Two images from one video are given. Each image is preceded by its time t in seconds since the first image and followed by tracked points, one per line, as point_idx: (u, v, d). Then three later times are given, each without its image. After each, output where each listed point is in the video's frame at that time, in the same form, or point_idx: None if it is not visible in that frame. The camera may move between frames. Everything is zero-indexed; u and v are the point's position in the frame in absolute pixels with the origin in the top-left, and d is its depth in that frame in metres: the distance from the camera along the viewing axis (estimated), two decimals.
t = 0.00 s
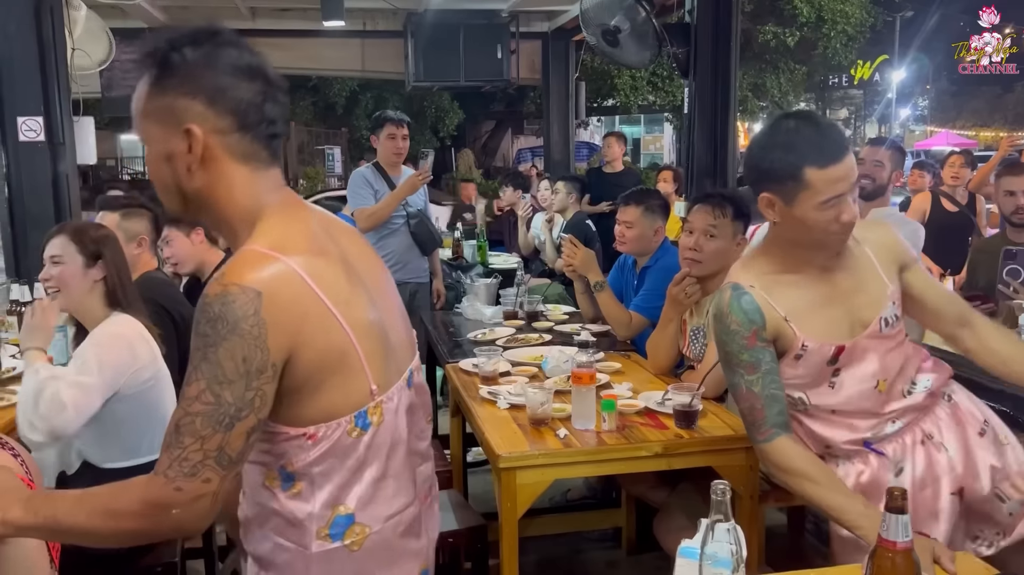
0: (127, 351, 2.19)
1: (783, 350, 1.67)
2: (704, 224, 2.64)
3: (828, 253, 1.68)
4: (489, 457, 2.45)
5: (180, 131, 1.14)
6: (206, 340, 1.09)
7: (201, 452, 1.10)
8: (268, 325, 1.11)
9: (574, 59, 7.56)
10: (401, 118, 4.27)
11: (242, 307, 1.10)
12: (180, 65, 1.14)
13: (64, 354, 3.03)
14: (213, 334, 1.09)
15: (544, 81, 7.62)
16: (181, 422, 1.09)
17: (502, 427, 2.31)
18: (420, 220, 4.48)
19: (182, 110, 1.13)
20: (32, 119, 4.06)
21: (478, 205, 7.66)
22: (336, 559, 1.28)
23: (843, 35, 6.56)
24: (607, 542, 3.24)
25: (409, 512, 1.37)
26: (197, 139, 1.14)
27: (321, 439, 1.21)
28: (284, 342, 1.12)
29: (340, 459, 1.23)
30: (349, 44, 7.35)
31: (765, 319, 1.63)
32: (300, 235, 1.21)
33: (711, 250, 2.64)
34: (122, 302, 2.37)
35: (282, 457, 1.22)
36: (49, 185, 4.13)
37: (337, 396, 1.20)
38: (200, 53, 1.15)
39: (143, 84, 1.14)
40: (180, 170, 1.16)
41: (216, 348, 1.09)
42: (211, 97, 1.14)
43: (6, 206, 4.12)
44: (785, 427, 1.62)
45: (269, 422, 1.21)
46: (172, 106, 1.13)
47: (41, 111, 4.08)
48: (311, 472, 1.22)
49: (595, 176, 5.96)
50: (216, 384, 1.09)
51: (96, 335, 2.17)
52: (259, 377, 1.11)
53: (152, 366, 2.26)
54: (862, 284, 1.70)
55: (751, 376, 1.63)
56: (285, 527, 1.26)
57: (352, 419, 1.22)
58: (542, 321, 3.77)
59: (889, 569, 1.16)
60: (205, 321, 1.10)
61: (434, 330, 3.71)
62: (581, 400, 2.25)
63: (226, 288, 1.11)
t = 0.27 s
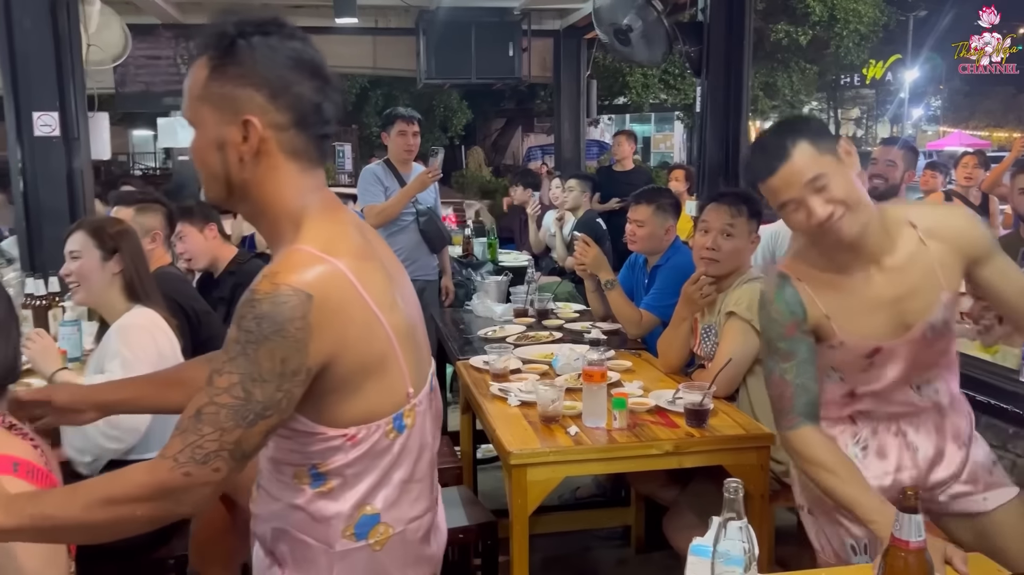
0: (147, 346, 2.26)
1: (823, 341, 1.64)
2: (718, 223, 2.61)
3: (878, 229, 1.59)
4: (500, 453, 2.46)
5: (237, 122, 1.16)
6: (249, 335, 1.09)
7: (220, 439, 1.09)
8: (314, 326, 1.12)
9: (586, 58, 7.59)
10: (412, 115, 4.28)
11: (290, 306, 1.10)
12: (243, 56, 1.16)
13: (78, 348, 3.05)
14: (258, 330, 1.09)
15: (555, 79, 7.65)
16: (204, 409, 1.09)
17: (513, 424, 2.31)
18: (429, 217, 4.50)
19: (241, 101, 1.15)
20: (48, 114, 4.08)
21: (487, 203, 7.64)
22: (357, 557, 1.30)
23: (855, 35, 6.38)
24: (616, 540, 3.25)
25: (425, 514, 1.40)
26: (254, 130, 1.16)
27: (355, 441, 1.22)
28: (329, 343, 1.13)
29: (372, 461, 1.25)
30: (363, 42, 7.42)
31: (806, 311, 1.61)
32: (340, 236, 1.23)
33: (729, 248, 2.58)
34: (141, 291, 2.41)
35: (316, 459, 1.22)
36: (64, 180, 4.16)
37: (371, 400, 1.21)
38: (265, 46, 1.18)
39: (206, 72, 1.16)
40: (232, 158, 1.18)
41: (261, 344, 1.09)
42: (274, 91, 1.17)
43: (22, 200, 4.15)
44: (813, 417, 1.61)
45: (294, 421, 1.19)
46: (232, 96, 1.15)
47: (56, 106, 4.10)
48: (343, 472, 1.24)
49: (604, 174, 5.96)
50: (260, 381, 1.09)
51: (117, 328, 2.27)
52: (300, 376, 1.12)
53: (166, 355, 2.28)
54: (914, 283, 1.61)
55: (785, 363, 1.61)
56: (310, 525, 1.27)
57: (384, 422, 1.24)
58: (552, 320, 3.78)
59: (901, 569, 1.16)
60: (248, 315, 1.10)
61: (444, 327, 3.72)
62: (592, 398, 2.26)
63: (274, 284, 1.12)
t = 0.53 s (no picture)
0: (199, 335, 2.32)
1: (870, 337, 1.54)
2: (755, 223, 2.57)
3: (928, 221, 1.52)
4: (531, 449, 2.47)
5: (282, 125, 1.18)
6: (303, 331, 1.11)
7: (274, 429, 1.11)
8: (365, 321, 1.15)
9: (619, 54, 7.63)
10: (444, 111, 4.29)
11: (344, 302, 1.13)
12: (284, 65, 1.19)
13: (116, 338, 3.10)
14: (313, 326, 1.11)
15: (586, 77, 7.65)
16: (257, 405, 1.11)
17: (544, 420, 2.32)
18: (456, 214, 4.54)
19: (284, 107, 1.18)
20: (89, 107, 4.15)
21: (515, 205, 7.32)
22: (402, 544, 1.28)
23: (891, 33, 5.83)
24: (645, 539, 3.24)
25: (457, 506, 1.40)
26: (298, 133, 1.19)
27: (401, 429, 1.23)
28: (378, 338, 1.16)
29: (418, 445, 1.26)
30: (395, 38, 7.44)
31: (854, 306, 1.51)
32: (380, 235, 1.26)
33: (767, 247, 2.55)
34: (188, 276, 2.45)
35: (365, 443, 1.22)
36: (103, 172, 4.23)
37: (413, 395, 1.23)
38: (309, 53, 1.22)
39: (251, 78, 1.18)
40: (273, 162, 1.19)
41: (316, 339, 1.11)
42: (317, 97, 1.19)
43: (62, 191, 4.23)
44: (847, 413, 1.56)
45: (339, 414, 1.21)
46: (276, 100, 1.18)
47: (97, 99, 4.17)
48: (391, 456, 1.24)
49: (633, 173, 5.93)
50: (314, 375, 1.12)
51: (167, 318, 2.32)
52: (352, 370, 1.15)
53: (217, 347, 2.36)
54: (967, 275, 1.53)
55: (828, 357, 1.54)
56: (356, 516, 1.25)
57: (427, 411, 1.26)
58: (582, 317, 3.77)
59: (945, 571, 1.15)
60: (302, 311, 1.12)
61: (474, 323, 3.73)
62: (625, 396, 2.26)
63: (325, 279, 1.14)
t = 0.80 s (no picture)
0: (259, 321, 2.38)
1: (912, 337, 1.58)
2: (812, 222, 2.54)
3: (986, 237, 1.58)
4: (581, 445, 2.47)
5: (317, 149, 1.20)
6: (341, 338, 1.13)
7: (313, 427, 1.15)
8: (402, 329, 1.16)
9: (671, 50, 7.55)
10: (494, 107, 4.24)
11: (381, 311, 1.14)
12: (325, 94, 1.21)
13: (176, 328, 3.19)
14: (351, 335, 1.13)
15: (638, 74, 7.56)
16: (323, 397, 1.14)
17: (596, 417, 2.32)
18: (504, 211, 4.51)
19: (322, 134, 1.19)
20: (151, 103, 4.26)
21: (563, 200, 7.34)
22: (494, 520, 1.35)
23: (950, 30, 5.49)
24: (693, 538, 3.23)
25: (533, 468, 1.46)
26: (333, 160, 1.20)
27: (453, 418, 1.27)
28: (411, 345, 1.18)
29: (474, 430, 1.30)
30: (445, 35, 7.43)
31: (903, 294, 1.55)
32: (406, 248, 1.28)
33: (823, 247, 2.53)
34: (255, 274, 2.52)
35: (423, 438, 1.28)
36: (164, 166, 4.33)
37: (449, 385, 1.26)
38: (342, 81, 1.24)
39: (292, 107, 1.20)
40: (309, 182, 1.20)
41: (354, 349, 1.13)
42: (353, 128, 1.21)
43: (125, 184, 4.34)
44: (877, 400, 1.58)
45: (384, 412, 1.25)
46: (314, 127, 1.19)
47: (160, 95, 4.28)
48: (450, 446, 1.29)
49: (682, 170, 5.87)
50: (352, 382, 1.14)
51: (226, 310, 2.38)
52: (390, 368, 1.17)
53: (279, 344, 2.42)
54: (1006, 285, 1.59)
55: (866, 342, 1.56)
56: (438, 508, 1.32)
57: (472, 398, 1.29)
58: (633, 314, 3.77)
59: None
60: (340, 322, 1.14)
61: (524, 319, 3.75)
62: (678, 394, 2.25)
63: (360, 291, 1.15)
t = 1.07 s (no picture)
0: (315, 310, 2.46)
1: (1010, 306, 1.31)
2: (868, 217, 2.49)
3: None
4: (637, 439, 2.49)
5: (484, 131, 1.23)
6: (472, 305, 1.18)
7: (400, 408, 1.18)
8: (525, 306, 1.21)
9: (727, 45, 7.43)
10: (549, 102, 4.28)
11: (513, 285, 1.19)
12: (493, 77, 1.26)
13: (241, 318, 3.28)
14: (480, 302, 1.18)
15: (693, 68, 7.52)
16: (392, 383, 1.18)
17: (652, 411, 2.33)
18: (555, 206, 4.43)
19: (490, 118, 1.23)
20: (216, 98, 4.38)
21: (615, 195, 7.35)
22: (501, 511, 1.32)
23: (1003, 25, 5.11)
24: (747, 535, 3.22)
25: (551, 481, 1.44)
26: (496, 142, 1.24)
27: (521, 404, 1.28)
28: (534, 320, 1.23)
29: (529, 417, 1.30)
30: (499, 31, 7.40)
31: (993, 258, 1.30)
32: (539, 236, 1.33)
33: (879, 243, 2.46)
34: (316, 264, 2.59)
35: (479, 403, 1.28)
36: (228, 160, 4.45)
37: (550, 373, 1.30)
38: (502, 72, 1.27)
39: (456, 81, 1.22)
40: (472, 158, 1.23)
41: (482, 314, 1.18)
42: (512, 116, 1.26)
43: (190, 177, 4.47)
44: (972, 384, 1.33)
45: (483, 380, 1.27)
46: (484, 109, 1.22)
47: (224, 91, 4.39)
48: (499, 425, 1.28)
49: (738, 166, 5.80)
50: (473, 346, 1.19)
51: (281, 298, 2.47)
52: (508, 343, 1.21)
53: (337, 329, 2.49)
54: None
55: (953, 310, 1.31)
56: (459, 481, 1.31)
57: (553, 397, 1.32)
58: (687, 310, 3.76)
59: None
60: (473, 287, 1.19)
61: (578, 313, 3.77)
62: (736, 390, 2.25)
63: (496, 261, 1.21)
